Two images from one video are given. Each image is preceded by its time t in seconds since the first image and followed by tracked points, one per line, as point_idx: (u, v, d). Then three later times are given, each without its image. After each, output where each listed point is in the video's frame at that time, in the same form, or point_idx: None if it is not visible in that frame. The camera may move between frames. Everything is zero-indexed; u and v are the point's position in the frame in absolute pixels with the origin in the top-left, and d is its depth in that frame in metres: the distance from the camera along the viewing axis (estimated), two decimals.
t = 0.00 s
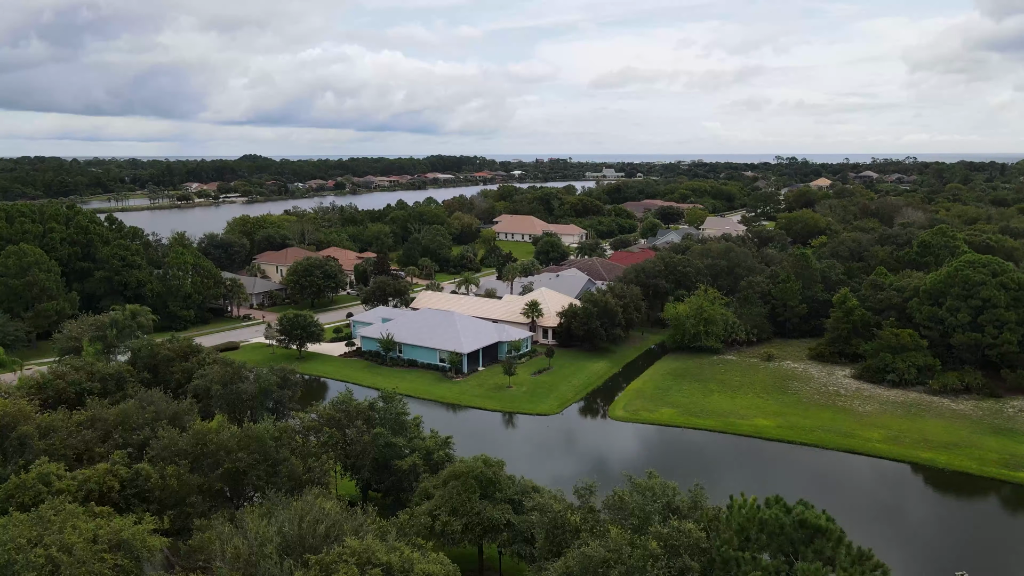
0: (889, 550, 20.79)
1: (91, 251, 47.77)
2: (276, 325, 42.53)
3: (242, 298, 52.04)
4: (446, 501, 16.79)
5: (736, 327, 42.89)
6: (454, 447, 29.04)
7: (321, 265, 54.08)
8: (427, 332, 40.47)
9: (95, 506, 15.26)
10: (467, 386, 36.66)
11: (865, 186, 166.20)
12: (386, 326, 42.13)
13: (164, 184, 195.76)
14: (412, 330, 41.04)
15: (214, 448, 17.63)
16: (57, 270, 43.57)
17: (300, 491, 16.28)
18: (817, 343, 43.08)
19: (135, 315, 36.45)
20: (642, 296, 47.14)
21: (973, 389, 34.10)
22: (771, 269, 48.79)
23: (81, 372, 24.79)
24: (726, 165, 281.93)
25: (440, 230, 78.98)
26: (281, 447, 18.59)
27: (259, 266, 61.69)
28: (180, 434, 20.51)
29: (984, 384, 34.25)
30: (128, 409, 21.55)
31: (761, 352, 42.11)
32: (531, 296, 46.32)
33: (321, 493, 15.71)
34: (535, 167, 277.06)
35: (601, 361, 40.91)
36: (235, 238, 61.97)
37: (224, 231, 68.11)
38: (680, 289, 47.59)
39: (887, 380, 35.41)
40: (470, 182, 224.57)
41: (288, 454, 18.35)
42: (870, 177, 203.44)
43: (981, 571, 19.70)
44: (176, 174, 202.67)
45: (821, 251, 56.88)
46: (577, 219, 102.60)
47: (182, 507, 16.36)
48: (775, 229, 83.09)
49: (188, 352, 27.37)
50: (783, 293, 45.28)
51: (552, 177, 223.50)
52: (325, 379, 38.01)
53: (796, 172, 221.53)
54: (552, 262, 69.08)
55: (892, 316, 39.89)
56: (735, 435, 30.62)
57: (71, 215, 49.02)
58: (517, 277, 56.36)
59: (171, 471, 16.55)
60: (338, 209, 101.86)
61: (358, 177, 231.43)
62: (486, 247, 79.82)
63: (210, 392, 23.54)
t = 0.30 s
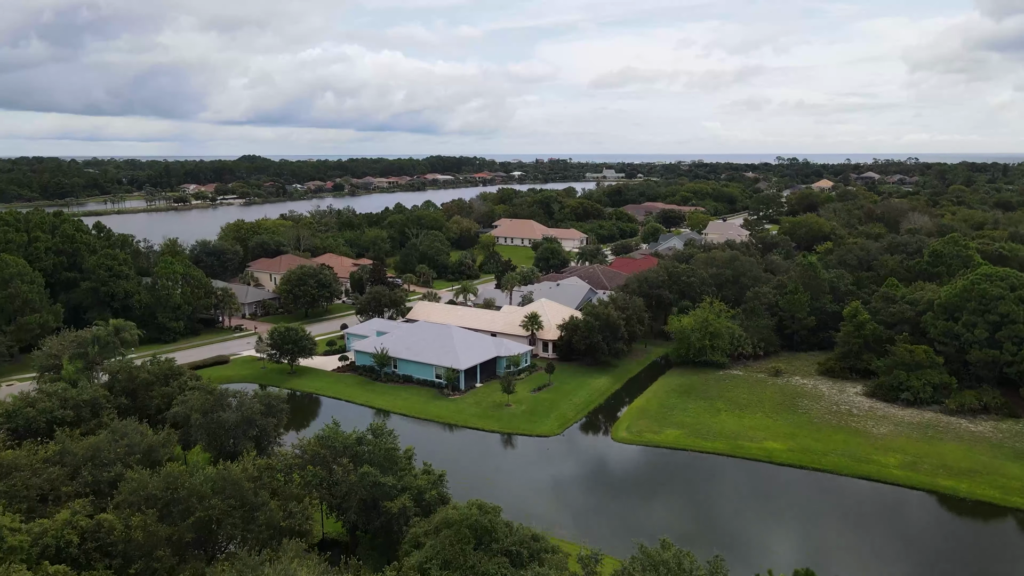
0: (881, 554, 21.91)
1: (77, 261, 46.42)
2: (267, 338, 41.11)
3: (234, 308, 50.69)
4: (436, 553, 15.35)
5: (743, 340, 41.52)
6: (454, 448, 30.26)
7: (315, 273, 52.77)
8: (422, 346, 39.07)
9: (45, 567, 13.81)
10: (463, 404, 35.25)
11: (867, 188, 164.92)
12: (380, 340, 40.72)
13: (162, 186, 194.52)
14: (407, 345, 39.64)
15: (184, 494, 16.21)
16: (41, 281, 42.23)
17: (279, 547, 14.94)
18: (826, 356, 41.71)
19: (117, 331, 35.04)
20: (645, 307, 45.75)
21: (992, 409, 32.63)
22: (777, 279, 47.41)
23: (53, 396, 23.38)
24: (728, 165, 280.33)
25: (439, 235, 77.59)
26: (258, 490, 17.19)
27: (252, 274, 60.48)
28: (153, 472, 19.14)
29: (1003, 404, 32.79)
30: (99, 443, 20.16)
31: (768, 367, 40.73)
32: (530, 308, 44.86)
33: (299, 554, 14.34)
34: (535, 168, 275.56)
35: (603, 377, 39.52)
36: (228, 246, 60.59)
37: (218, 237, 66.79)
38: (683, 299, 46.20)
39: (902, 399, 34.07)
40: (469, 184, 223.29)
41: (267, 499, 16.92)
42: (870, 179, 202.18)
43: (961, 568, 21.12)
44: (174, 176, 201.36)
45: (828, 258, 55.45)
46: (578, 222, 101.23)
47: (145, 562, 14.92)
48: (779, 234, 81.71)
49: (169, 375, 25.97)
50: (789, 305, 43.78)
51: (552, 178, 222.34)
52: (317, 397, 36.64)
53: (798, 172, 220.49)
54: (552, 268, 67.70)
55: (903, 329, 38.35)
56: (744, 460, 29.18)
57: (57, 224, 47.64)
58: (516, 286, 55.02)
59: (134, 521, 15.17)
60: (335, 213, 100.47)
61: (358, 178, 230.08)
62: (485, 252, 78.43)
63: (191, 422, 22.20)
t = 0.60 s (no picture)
0: (877, 554, 23.01)
1: (61, 273, 44.87)
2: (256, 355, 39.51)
3: (224, 321, 49.19)
4: None
5: (750, 358, 40.04)
6: (455, 463, 30.33)
7: (308, 285, 51.26)
8: (418, 365, 37.54)
9: None
10: (460, 428, 33.71)
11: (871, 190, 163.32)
12: (374, 358, 39.18)
13: (160, 188, 192.92)
14: (402, 363, 38.11)
15: (147, 557, 14.65)
16: (22, 295, 40.69)
17: None
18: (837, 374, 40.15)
19: (97, 351, 33.48)
20: (648, 321, 44.20)
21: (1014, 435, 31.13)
22: (785, 292, 45.88)
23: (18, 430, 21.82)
24: (728, 167, 278.74)
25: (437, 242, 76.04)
26: (230, 551, 15.66)
27: (245, 284, 59.00)
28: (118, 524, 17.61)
29: None
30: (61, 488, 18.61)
31: (777, 386, 39.17)
32: (530, 323, 43.33)
33: None
34: (535, 169, 273.94)
35: (605, 397, 38.02)
36: (220, 255, 59.07)
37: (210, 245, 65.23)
38: (688, 314, 44.68)
39: (918, 423, 32.64)
40: (468, 185, 221.71)
41: (239, 560, 15.39)
42: (872, 181, 200.84)
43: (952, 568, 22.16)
44: (171, 177, 199.83)
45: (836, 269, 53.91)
46: (578, 227, 99.64)
47: None
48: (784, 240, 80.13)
49: (146, 405, 24.47)
50: (799, 320, 42.24)
51: (552, 179, 220.81)
52: (308, 419, 35.17)
53: (800, 174, 218.86)
54: (553, 277, 66.20)
55: (918, 348, 36.83)
56: (755, 489, 27.65)
57: (41, 235, 46.08)
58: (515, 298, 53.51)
59: None
60: (332, 218, 98.84)
61: (356, 180, 228.44)
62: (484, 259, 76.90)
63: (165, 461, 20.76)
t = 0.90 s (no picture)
0: (869, 552, 24.15)
1: (47, 286, 43.50)
2: (246, 372, 38.11)
3: (216, 333, 47.82)
4: None
5: (758, 375, 38.72)
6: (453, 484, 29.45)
7: (301, 295, 49.89)
8: (414, 384, 36.16)
9: None
10: (457, 450, 32.31)
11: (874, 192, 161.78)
12: (368, 375, 37.79)
13: (158, 189, 191.39)
14: (397, 381, 36.73)
15: None
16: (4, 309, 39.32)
17: None
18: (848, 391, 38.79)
19: (78, 371, 32.06)
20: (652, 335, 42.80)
21: None
22: (793, 304, 44.48)
23: None
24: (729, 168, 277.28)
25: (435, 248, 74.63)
26: None
27: (238, 293, 57.63)
28: None
29: None
30: (21, 536, 17.14)
31: (787, 405, 37.80)
32: (529, 337, 41.92)
33: None
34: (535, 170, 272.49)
35: (607, 416, 36.64)
36: (213, 263, 57.68)
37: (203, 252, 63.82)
38: (693, 327, 43.28)
39: (935, 447, 31.36)
40: (468, 187, 220.14)
41: None
42: (875, 183, 199.13)
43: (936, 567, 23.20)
44: (169, 179, 198.27)
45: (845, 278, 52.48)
46: (579, 232, 98.19)
47: None
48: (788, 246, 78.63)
49: (122, 437, 23.11)
50: (808, 335, 40.87)
51: (552, 180, 219.22)
52: (299, 440, 33.81)
53: (801, 175, 217.37)
54: (553, 285, 64.82)
55: (932, 365, 35.47)
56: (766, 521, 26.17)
57: (25, 246, 44.69)
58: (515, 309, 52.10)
59: None
60: (330, 222, 97.34)
61: (355, 181, 226.86)
62: (483, 266, 75.49)
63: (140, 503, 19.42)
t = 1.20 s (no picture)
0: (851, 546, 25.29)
1: (28, 300, 41.91)
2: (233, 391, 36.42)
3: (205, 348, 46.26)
4: None
5: (767, 395, 37.23)
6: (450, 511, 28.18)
7: (293, 308, 48.30)
8: (408, 406, 34.54)
9: None
10: (453, 478, 30.78)
11: (878, 194, 159.88)
12: (361, 396, 36.21)
13: (155, 191, 189.59)
14: (391, 403, 35.12)
15: None
16: None
17: None
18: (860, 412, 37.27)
19: (55, 395, 30.45)
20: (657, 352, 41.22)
21: None
22: (802, 319, 42.89)
23: None
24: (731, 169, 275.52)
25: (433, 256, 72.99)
26: None
27: (229, 304, 56.03)
28: None
29: None
30: None
31: (798, 427, 36.25)
32: (529, 354, 40.33)
33: None
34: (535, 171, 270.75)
35: (611, 439, 35.08)
36: (203, 274, 56.05)
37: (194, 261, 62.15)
38: (698, 344, 41.71)
39: (956, 476, 29.89)
40: (468, 189, 218.24)
41: None
42: (878, 184, 197.25)
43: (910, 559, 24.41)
44: (166, 181, 196.54)
45: (854, 290, 50.85)
46: (580, 237, 96.49)
47: None
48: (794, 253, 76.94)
49: (93, 476, 21.52)
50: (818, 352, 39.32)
51: (553, 181, 217.30)
52: (287, 467, 32.16)
53: (803, 177, 215.66)
54: (553, 294, 63.21)
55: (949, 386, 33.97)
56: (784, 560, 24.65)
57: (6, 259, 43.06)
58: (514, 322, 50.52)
59: None
60: (327, 227, 95.64)
61: (354, 183, 225.09)
62: (482, 273, 73.85)
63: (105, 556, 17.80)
